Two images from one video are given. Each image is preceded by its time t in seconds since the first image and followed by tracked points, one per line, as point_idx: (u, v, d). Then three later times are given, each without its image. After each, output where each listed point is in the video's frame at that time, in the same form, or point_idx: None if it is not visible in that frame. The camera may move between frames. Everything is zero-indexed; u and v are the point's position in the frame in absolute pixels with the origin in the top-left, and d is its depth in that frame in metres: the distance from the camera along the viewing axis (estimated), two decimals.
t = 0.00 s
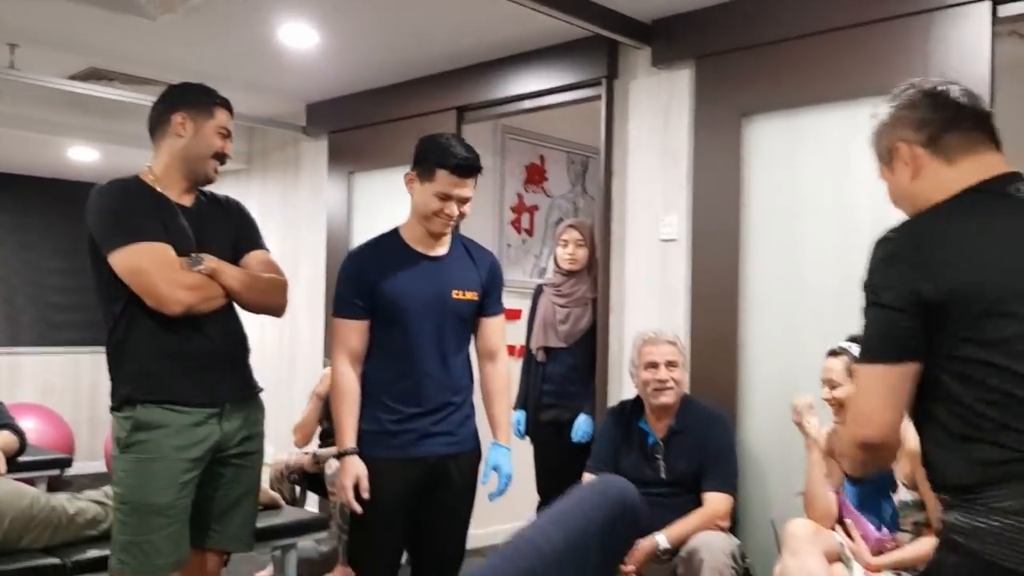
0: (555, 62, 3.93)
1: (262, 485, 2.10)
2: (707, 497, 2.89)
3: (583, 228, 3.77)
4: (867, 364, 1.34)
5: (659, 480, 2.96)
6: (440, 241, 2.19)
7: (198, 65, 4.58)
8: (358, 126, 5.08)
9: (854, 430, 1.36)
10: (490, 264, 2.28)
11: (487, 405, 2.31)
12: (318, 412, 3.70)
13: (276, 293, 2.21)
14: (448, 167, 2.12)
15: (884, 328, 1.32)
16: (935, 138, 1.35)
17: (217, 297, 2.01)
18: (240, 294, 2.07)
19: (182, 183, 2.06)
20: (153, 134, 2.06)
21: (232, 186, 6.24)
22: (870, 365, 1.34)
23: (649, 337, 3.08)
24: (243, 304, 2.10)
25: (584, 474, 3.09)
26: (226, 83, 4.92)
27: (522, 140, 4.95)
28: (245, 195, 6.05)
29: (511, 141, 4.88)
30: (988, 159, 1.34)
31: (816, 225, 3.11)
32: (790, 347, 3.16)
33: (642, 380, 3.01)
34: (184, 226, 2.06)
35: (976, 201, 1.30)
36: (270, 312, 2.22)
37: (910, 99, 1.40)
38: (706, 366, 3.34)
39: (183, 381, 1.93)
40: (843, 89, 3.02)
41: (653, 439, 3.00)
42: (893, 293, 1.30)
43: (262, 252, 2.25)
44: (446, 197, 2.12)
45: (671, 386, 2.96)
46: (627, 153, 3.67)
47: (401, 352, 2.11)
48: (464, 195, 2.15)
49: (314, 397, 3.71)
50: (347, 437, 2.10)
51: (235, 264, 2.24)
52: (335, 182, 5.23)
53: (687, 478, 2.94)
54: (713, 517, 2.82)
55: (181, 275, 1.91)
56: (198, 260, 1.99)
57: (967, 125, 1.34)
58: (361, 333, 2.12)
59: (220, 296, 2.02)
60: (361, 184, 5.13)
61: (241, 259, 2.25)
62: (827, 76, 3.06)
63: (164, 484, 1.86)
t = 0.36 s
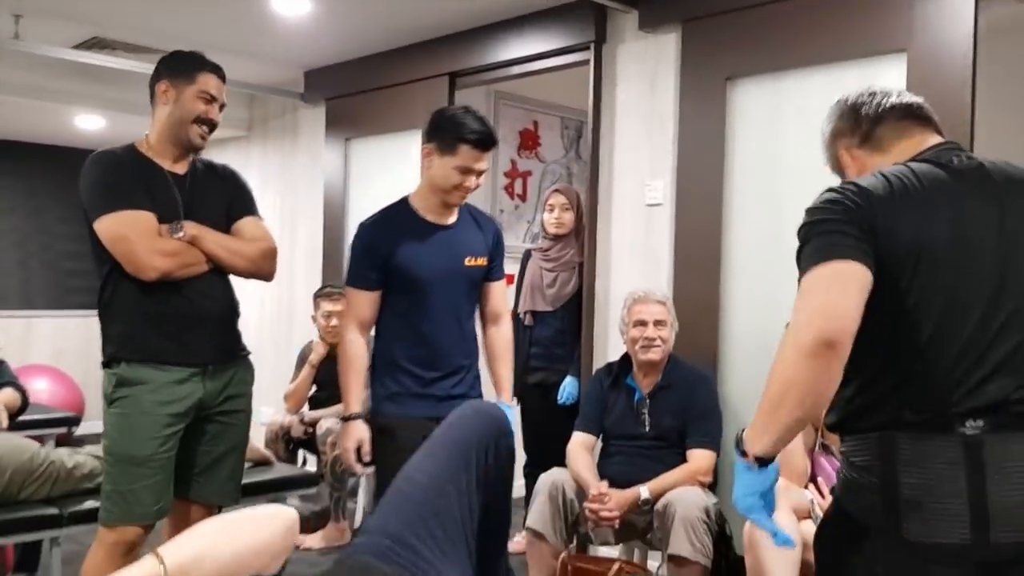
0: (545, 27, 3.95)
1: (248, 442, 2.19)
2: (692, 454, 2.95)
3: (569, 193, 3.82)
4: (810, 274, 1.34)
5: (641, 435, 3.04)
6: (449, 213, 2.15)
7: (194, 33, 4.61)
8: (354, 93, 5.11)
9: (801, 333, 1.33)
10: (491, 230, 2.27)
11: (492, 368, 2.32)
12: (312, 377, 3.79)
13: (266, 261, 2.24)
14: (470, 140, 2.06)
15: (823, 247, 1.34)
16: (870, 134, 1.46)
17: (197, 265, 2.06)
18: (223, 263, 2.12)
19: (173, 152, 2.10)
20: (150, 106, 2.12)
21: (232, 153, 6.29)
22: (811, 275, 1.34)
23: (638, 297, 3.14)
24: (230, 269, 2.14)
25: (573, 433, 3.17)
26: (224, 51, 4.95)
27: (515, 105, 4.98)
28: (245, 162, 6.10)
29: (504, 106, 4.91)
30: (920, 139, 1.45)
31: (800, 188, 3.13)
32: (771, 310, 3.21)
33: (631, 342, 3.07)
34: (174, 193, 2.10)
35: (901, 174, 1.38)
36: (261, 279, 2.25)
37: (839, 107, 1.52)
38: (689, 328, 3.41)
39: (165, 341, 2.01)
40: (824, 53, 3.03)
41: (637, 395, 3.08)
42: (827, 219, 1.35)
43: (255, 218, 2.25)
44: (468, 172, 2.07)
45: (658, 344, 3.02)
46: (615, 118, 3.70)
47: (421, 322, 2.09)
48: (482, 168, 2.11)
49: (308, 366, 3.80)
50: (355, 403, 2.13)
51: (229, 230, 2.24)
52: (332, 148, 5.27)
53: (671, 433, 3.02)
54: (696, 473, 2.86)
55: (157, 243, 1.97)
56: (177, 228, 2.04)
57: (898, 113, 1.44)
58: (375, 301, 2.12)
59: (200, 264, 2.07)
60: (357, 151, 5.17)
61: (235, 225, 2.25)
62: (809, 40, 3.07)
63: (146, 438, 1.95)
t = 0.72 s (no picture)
0: None
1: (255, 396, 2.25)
2: (703, 409, 2.98)
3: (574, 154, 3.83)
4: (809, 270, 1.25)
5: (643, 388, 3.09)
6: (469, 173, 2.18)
7: None
8: (367, 56, 5.14)
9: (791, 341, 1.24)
10: (509, 178, 2.28)
11: (521, 317, 2.42)
12: (325, 338, 3.86)
13: (271, 220, 2.28)
14: (493, 102, 2.07)
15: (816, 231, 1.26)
16: (853, 52, 1.33)
17: (197, 224, 2.12)
18: (223, 222, 2.17)
19: (181, 115, 2.15)
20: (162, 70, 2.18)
21: (250, 118, 6.35)
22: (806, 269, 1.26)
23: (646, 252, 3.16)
24: (232, 228, 2.19)
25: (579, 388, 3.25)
26: (238, 16, 4.98)
27: (526, 67, 4.99)
28: (262, 126, 6.15)
29: (515, 67, 4.92)
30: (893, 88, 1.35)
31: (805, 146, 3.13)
32: (771, 268, 3.23)
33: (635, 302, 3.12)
34: (180, 154, 2.16)
35: (886, 116, 1.30)
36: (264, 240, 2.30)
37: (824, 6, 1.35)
38: (691, 288, 3.44)
39: (169, 298, 2.09)
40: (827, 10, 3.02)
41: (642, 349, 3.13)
42: (817, 198, 1.27)
43: (261, 179, 2.29)
44: (493, 131, 2.09)
45: (662, 299, 3.06)
46: (620, 78, 3.71)
47: (454, 282, 2.15)
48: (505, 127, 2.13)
49: (320, 328, 3.88)
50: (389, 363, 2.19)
51: (236, 190, 2.28)
52: (346, 111, 5.30)
53: (673, 385, 3.04)
54: (700, 430, 2.91)
55: (157, 202, 2.04)
56: (176, 188, 2.09)
57: (883, 46, 1.32)
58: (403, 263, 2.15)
59: (200, 222, 2.13)
60: (370, 114, 5.20)
61: (242, 185, 2.29)
62: None
63: (150, 388, 2.04)
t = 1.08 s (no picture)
0: None
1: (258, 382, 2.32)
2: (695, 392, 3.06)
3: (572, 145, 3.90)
4: (777, 257, 1.49)
5: (637, 368, 3.14)
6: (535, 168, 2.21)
7: None
8: (370, 50, 5.20)
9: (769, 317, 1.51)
10: (564, 175, 2.30)
11: (565, 315, 2.38)
12: (328, 329, 3.95)
13: (273, 213, 2.35)
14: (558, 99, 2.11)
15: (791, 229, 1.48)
16: (813, 85, 1.53)
17: (201, 216, 2.20)
18: (226, 215, 2.25)
19: (185, 110, 2.22)
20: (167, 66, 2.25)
21: (255, 111, 6.43)
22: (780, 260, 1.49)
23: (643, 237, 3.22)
24: (234, 222, 2.27)
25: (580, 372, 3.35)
26: (243, 12, 5.04)
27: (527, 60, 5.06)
28: (268, 120, 6.23)
29: (515, 60, 5.00)
30: (853, 107, 1.52)
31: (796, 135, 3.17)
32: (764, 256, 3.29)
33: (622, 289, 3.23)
34: (183, 148, 2.23)
35: (851, 132, 1.49)
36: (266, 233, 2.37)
37: (803, 39, 1.56)
38: (687, 276, 3.51)
39: (173, 288, 2.17)
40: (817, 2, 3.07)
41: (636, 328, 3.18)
42: (790, 201, 1.48)
43: (262, 174, 2.36)
44: (557, 124, 2.12)
45: (657, 282, 3.11)
46: (616, 70, 3.76)
47: (515, 277, 2.18)
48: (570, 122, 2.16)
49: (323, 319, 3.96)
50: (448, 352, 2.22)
51: (237, 185, 2.36)
52: (350, 104, 5.37)
53: (668, 364, 3.10)
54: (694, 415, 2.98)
55: (161, 195, 2.12)
56: (180, 181, 2.17)
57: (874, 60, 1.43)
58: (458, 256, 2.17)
59: (205, 214, 2.21)
60: (373, 107, 5.26)
61: (243, 180, 2.36)
62: None
63: (157, 376, 2.12)
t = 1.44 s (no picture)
0: None
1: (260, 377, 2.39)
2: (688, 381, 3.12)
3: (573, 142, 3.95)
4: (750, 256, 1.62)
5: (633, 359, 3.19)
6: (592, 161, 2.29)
7: None
8: (374, 47, 5.25)
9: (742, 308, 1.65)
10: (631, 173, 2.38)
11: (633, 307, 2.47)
12: (330, 323, 4.02)
13: (275, 215, 2.42)
14: (604, 87, 2.19)
15: (758, 230, 1.61)
16: (801, 100, 1.62)
17: (204, 216, 2.26)
18: (230, 216, 2.31)
19: (186, 110, 2.27)
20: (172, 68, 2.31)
21: (261, 108, 6.49)
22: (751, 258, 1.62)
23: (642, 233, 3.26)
24: (238, 221, 2.33)
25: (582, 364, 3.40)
26: (248, 10, 5.09)
27: (530, 57, 5.08)
28: (274, 117, 6.29)
29: (518, 57, 5.01)
30: (828, 122, 1.63)
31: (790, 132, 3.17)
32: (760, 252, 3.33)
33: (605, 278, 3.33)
34: (187, 149, 2.29)
35: (818, 141, 1.60)
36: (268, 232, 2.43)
37: (789, 57, 1.63)
38: (684, 270, 3.55)
39: (176, 286, 2.23)
40: None
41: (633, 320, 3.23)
42: (756, 203, 1.61)
43: (265, 173, 2.43)
44: (606, 111, 2.20)
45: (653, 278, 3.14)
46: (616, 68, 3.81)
47: (564, 264, 2.26)
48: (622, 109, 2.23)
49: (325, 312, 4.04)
50: (497, 331, 2.32)
51: (241, 184, 2.42)
52: (355, 100, 5.41)
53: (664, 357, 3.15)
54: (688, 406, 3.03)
55: (168, 196, 2.18)
56: (182, 182, 2.22)
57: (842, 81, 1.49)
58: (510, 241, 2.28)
59: (209, 214, 2.27)
60: (378, 104, 5.30)
61: (246, 179, 2.42)
62: None
63: (163, 371, 2.19)
